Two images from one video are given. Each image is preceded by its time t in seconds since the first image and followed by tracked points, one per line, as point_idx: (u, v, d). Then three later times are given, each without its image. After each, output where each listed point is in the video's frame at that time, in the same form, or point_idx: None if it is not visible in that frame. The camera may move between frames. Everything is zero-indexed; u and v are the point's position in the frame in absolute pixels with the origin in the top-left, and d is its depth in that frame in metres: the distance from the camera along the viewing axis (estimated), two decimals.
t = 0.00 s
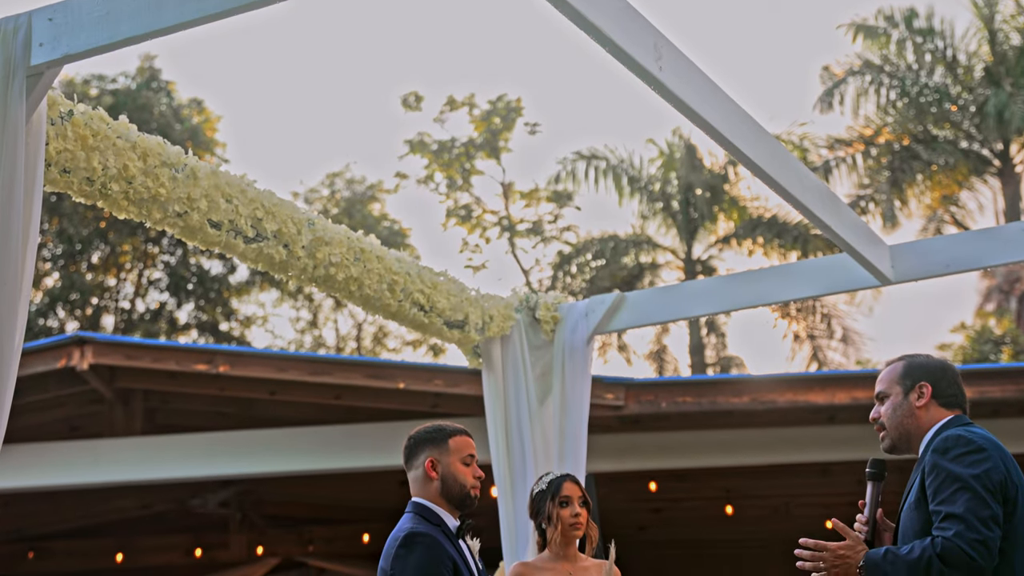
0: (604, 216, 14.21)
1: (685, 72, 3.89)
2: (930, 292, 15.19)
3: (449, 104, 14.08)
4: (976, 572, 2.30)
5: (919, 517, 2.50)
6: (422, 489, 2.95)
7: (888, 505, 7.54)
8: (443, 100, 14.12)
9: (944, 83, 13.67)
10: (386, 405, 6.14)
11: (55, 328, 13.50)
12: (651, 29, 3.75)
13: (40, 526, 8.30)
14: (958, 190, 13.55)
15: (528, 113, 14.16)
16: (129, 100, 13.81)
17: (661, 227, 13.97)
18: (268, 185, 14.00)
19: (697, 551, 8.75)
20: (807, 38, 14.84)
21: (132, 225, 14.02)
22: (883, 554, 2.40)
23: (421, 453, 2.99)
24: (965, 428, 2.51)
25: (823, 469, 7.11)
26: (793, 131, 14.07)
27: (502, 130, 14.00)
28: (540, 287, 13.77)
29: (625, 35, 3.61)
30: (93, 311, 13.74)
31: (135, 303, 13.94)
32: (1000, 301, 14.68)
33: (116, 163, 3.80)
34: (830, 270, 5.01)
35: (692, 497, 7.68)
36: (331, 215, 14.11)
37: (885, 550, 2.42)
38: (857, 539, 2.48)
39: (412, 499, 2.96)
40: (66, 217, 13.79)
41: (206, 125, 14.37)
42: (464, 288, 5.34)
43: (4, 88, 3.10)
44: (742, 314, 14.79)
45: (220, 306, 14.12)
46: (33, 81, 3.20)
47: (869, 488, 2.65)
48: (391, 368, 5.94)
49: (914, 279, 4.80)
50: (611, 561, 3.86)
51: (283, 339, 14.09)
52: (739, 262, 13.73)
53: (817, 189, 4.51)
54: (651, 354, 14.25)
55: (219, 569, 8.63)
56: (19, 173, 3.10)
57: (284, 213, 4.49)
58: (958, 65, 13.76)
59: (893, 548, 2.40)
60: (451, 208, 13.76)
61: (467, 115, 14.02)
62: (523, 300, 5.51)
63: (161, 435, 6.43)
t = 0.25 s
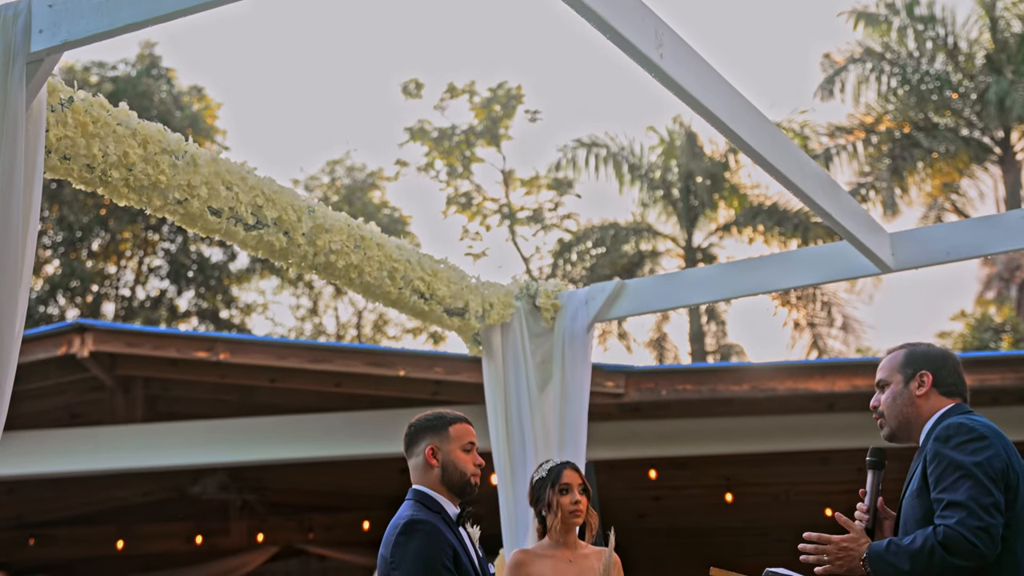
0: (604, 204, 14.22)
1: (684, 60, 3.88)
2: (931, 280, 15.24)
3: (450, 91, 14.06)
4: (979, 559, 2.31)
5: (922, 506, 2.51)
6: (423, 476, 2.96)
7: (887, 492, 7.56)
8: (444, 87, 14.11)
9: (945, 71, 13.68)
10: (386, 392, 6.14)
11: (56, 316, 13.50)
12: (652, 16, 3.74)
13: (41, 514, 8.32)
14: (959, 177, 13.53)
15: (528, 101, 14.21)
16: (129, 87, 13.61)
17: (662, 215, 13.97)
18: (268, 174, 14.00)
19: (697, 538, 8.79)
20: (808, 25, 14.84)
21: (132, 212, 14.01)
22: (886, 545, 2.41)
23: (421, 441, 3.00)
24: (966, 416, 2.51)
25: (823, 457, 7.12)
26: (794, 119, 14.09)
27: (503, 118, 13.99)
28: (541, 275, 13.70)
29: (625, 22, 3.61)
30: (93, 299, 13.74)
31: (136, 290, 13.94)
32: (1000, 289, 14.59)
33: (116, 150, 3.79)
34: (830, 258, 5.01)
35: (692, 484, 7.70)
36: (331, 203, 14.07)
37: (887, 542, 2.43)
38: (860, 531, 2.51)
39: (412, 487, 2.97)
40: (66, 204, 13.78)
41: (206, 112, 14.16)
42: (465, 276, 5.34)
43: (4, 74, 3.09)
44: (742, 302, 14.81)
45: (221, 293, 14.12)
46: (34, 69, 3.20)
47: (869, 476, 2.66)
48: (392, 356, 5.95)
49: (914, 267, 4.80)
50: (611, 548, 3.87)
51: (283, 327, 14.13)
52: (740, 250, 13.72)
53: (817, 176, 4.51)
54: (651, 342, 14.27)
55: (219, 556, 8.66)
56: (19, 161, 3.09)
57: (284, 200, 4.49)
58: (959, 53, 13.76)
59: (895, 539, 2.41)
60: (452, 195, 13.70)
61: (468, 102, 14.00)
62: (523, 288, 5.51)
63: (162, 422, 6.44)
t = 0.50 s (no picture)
0: (605, 193, 14.21)
1: (685, 48, 3.87)
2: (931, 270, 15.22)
3: (450, 80, 14.05)
4: (981, 548, 2.33)
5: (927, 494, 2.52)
6: (423, 465, 2.97)
7: (887, 481, 7.58)
8: (444, 76, 14.10)
9: (946, 60, 13.69)
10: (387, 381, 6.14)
11: (56, 304, 13.52)
12: (652, 5, 3.74)
13: (41, 502, 8.35)
14: (959, 167, 13.54)
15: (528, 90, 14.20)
16: (129, 75, 13.58)
17: (663, 204, 14.03)
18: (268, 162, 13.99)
19: (697, 526, 8.81)
20: (809, 14, 14.84)
21: (132, 201, 14.03)
22: (888, 538, 2.41)
23: (422, 429, 3.01)
24: (967, 406, 2.52)
25: (823, 446, 7.13)
26: (795, 108, 14.10)
27: (503, 106, 13.96)
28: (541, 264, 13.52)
29: (626, 11, 3.60)
30: (93, 287, 13.74)
31: (136, 279, 13.96)
32: (1000, 279, 14.67)
33: (116, 138, 3.79)
34: (830, 247, 5.01)
35: (692, 473, 7.72)
36: (331, 191, 14.02)
37: (890, 535, 2.43)
38: (863, 526, 2.49)
39: (412, 475, 2.98)
40: (66, 192, 13.78)
41: (206, 101, 14.16)
42: (465, 265, 5.34)
43: (4, 62, 3.09)
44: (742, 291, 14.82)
45: (221, 282, 14.12)
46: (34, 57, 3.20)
47: (870, 466, 2.67)
48: (392, 345, 5.94)
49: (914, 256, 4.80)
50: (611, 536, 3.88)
51: (283, 315, 14.10)
52: (740, 240, 13.76)
53: (818, 165, 4.50)
54: (651, 331, 14.30)
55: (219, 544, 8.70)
56: (20, 149, 3.09)
57: (285, 189, 4.49)
58: (960, 42, 13.77)
59: (897, 531, 2.41)
60: (452, 184, 13.68)
61: (468, 91, 13.99)
62: (523, 277, 5.51)
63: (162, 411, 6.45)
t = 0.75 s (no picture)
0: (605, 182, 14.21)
1: (685, 37, 3.87)
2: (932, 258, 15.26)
3: (450, 69, 14.04)
4: (980, 538, 2.34)
5: (925, 485, 2.52)
6: (424, 453, 2.98)
7: (887, 469, 7.60)
8: (444, 65, 14.08)
9: (946, 49, 13.69)
10: (387, 369, 6.14)
11: (56, 292, 13.51)
12: None
13: (41, 489, 8.37)
14: (959, 155, 13.52)
15: (529, 78, 14.20)
16: (129, 64, 13.57)
17: (663, 193, 14.01)
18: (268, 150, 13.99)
19: (697, 514, 8.84)
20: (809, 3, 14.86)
21: (133, 188, 14.05)
22: (889, 529, 2.41)
23: (421, 417, 3.01)
24: (968, 394, 2.52)
25: (822, 435, 7.15)
26: (795, 97, 14.12)
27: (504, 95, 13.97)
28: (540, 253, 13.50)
29: None
30: (93, 275, 13.73)
31: (136, 267, 13.96)
32: (1000, 268, 14.65)
33: (116, 126, 3.78)
34: (830, 235, 5.01)
35: (692, 461, 7.74)
36: (331, 179, 13.89)
37: (889, 527, 2.43)
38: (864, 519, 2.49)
39: (413, 463, 2.99)
40: (67, 180, 13.76)
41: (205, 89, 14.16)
42: (465, 253, 5.35)
43: (3, 49, 3.08)
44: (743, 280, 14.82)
45: (221, 270, 14.13)
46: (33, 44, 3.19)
47: (870, 453, 2.68)
48: (392, 333, 5.94)
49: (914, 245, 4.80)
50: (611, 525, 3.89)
51: (283, 303, 14.09)
52: (740, 228, 13.77)
53: (818, 153, 4.50)
54: (651, 320, 14.31)
55: (218, 531, 8.73)
56: (20, 137, 3.09)
57: (285, 176, 4.49)
58: (961, 31, 13.77)
59: (897, 523, 2.41)
60: (452, 172, 13.64)
61: (469, 79, 13.98)
62: (523, 266, 5.52)
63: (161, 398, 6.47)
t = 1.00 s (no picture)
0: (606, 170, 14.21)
1: (686, 25, 3.86)
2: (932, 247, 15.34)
3: (451, 57, 14.02)
4: (978, 529, 2.35)
5: (923, 474, 2.53)
6: (423, 441, 2.98)
7: (886, 459, 7.61)
8: (445, 53, 14.07)
9: (947, 38, 13.68)
10: (387, 357, 6.15)
11: (56, 280, 13.49)
12: None
13: (41, 476, 8.39)
14: (960, 145, 13.47)
15: (529, 67, 14.20)
16: (129, 51, 13.59)
17: (663, 181, 14.02)
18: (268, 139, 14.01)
19: (696, 503, 8.86)
20: None
21: (133, 176, 14.02)
22: (886, 523, 2.42)
23: (421, 405, 3.01)
24: (968, 384, 2.53)
25: (823, 424, 7.16)
26: (796, 86, 14.12)
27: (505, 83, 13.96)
28: (541, 241, 13.51)
29: None
30: (93, 263, 13.73)
31: (136, 255, 13.97)
32: (1000, 257, 14.67)
33: (116, 113, 3.78)
34: (831, 225, 5.00)
35: (691, 450, 7.75)
36: (331, 167, 13.92)
37: (887, 520, 2.44)
38: (862, 513, 2.50)
39: (412, 451, 2.99)
40: (67, 168, 13.74)
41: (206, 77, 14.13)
42: (465, 242, 5.35)
43: (3, 35, 3.08)
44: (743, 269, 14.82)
45: (221, 258, 14.13)
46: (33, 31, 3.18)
47: (870, 442, 2.69)
48: (392, 321, 5.94)
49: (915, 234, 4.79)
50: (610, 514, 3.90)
51: (283, 292, 14.11)
52: (741, 217, 13.76)
53: (819, 142, 4.49)
54: (651, 309, 14.33)
55: (218, 519, 8.75)
56: (19, 124, 3.08)
57: (284, 164, 4.48)
58: (962, 20, 13.76)
59: (895, 516, 2.42)
60: (453, 160, 13.66)
61: (469, 68, 13.96)
62: (523, 254, 5.52)
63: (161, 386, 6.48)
